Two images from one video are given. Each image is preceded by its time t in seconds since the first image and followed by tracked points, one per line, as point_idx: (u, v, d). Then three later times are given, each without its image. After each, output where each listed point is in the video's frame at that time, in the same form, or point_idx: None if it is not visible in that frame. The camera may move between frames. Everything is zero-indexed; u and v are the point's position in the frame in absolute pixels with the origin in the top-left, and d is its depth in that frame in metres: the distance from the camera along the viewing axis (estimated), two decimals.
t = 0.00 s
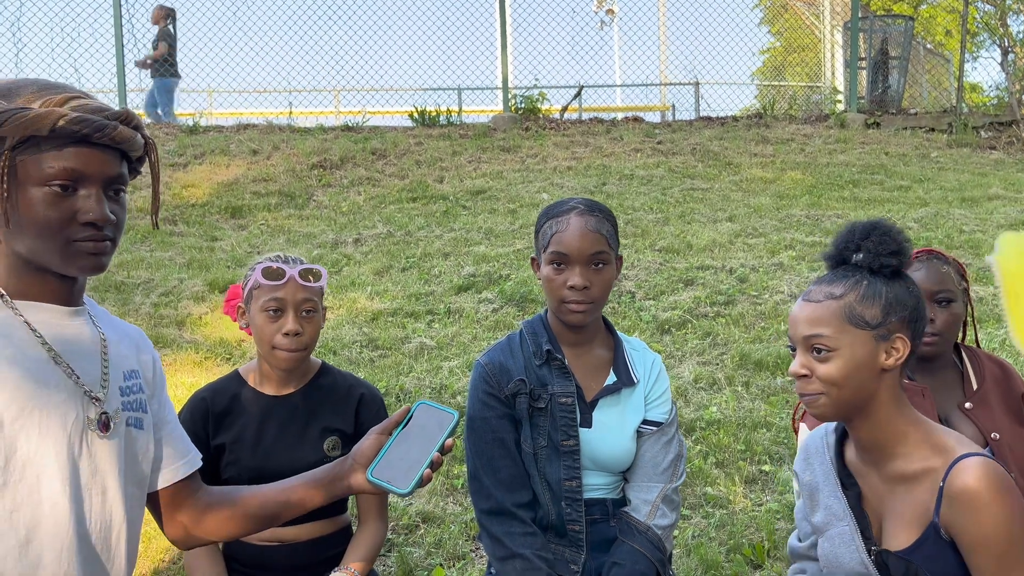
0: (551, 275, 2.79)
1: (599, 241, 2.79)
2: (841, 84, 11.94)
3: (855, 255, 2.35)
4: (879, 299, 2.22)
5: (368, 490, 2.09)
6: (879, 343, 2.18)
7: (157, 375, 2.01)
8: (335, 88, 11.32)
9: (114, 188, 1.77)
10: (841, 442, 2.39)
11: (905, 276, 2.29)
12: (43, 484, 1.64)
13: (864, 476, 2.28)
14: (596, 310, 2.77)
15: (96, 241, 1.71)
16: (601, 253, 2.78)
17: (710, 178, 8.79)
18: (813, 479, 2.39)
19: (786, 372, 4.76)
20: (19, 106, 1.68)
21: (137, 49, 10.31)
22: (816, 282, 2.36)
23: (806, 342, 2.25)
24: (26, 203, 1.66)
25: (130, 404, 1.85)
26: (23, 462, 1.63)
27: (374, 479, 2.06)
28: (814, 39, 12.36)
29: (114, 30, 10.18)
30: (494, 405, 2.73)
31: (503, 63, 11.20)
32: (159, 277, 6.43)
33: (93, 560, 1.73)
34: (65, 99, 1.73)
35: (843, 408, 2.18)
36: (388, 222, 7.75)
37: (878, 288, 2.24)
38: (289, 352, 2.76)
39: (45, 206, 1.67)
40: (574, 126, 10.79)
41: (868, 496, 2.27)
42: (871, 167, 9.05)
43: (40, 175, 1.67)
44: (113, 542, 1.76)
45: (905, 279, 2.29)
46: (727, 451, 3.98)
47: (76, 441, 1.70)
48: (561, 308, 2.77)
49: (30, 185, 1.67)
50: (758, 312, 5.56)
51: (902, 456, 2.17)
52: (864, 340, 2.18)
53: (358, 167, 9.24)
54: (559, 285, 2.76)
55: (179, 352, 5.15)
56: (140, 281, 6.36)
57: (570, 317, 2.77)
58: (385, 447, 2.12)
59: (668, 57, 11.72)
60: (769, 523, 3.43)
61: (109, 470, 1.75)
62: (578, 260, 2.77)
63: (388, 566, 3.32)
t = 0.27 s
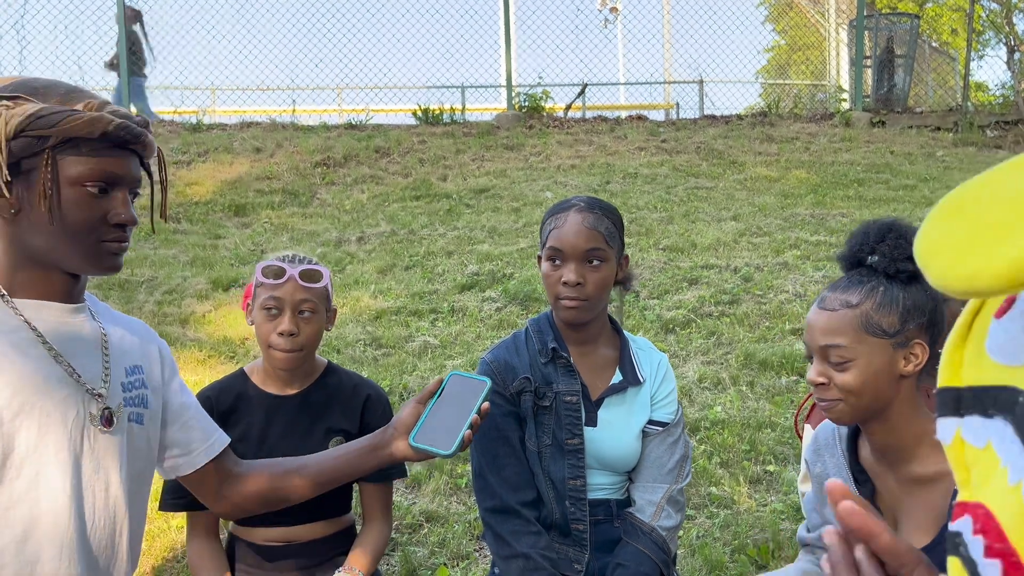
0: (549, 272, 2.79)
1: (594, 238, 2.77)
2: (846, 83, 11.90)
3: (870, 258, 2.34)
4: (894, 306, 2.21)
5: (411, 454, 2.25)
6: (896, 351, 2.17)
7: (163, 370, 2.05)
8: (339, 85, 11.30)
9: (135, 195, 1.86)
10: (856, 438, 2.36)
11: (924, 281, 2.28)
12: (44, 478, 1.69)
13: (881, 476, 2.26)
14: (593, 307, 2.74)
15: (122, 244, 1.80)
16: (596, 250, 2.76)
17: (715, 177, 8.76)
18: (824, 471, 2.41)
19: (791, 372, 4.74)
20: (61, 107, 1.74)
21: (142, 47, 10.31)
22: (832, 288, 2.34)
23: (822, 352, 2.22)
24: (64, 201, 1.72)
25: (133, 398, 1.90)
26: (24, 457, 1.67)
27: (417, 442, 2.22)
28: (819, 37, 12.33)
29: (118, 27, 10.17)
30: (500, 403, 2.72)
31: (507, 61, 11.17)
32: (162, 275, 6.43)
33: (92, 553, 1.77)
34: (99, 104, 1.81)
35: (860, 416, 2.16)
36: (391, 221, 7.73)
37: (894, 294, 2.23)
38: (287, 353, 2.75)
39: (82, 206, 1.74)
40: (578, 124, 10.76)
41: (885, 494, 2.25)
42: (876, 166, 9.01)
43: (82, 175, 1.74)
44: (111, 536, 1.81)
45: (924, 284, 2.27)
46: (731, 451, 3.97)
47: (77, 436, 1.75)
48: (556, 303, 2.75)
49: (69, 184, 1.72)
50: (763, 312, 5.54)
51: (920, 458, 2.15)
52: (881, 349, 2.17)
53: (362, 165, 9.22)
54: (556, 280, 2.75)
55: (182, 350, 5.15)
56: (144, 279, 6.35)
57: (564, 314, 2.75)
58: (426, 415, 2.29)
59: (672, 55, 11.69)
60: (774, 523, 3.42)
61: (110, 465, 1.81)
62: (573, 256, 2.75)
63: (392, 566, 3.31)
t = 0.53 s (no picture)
0: (555, 269, 2.73)
1: (603, 237, 2.72)
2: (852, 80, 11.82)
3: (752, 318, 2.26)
4: (796, 351, 2.17)
5: (437, 439, 2.30)
6: (826, 385, 2.14)
7: (169, 366, 2.03)
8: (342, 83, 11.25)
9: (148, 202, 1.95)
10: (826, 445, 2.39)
11: (802, 316, 2.23)
12: (44, 477, 1.70)
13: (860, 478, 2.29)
14: (601, 304, 2.70)
15: (133, 248, 1.88)
16: (602, 249, 2.71)
17: (721, 175, 8.70)
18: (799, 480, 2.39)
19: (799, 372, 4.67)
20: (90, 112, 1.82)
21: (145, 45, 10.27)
22: (738, 359, 2.28)
23: (775, 421, 2.17)
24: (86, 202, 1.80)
25: (135, 396, 1.88)
26: (24, 455, 1.69)
27: (442, 427, 2.27)
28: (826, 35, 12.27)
29: (120, 25, 10.13)
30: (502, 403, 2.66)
31: (511, 58, 11.11)
32: (164, 274, 6.39)
33: (96, 552, 1.78)
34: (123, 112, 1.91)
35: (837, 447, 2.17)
36: (394, 219, 7.69)
37: (790, 341, 2.19)
38: (292, 353, 2.71)
39: (102, 208, 1.81)
40: (583, 122, 10.70)
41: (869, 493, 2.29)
42: (883, 165, 8.94)
43: (105, 178, 1.82)
44: (115, 534, 1.81)
45: (802, 318, 2.23)
46: (738, 451, 3.92)
47: (78, 434, 1.75)
48: (560, 300, 2.70)
49: (92, 186, 1.81)
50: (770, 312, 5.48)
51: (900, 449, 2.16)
52: (824, 394, 2.13)
53: (365, 163, 9.18)
54: (563, 278, 2.70)
55: (184, 349, 5.11)
56: (146, 278, 6.31)
57: (570, 312, 2.70)
58: (448, 399, 2.33)
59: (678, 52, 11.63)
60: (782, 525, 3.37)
61: (111, 463, 1.80)
62: (580, 256, 2.70)
63: (395, 566, 3.28)
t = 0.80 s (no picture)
0: (565, 266, 2.74)
1: (616, 234, 2.76)
2: (854, 80, 11.83)
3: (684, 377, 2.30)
4: (741, 408, 2.21)
5: (442, 434, 2.32)
6: (784, 428, 2.21)
7: (170, 364, 2.03)
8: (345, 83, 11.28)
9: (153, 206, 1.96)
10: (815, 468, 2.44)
11: (735, 371, 2.26)
12: (43, 476, 1.72)
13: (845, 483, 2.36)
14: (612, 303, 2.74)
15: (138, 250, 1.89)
16: (617, 245, 2.75)
17: (723, 174, 8.71)
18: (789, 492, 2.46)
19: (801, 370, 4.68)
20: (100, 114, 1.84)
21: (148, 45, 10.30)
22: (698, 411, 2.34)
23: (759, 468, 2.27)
24: (92, 204, 1.81)
25: (135, 396, 1.90)
26: (24, 454, 1.70)
27: (447, 423, 2.29)
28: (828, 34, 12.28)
29: (124, 25, 10.17)
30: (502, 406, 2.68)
31: (514, 58, 11.14)
32: (168, 273, 6.41)
33: (97, 549, 1.79)
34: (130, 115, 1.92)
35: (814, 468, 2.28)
36: (397, 219, 7.71)
37: (733, 395, 2.23)
38: (296, 353, 2.73)
39: (109, 211, 1.83)
40: (585, 122, 10.72)
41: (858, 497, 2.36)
42: (885, 164, 8.95)
43: (112, 181, 1.83)
44: (116, 531, 1.83)
45: (736, 372, 2.25)
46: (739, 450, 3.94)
47: (78, 433, 1.77)
48: (573, 296, 2.72)
49: (99, 187, 1.81)
50: (771, 311, 5.49)
51: (876, 450, 2.28)
52: (787, 437, 2.22)
53: (368, 163, 9.20)
54: (574, 274, 2.72)
55: (187, 348, 5.14)
56: (150, 277, 6.34)
57: (580, 308, 2.72)
58: (455, 395, 2.36)
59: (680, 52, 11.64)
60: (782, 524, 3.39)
61: (111, 462, 1.81)
62: (596, 251, 2.72)
63: (398, 564, 3.29)
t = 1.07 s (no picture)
0: (578, 263, 2.76)
1: (624, 235, 2.81)
2: (855, 81, 11.87)
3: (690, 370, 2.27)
4: (743, 414, 2.17)
5: (441, 434, 2.35)
6: (788, 434, 2.16)
7: (171, 365, 2.08)
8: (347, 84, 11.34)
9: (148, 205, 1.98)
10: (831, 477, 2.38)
11: (740, 377, 2.19)
12: (43, 474, 1.75)
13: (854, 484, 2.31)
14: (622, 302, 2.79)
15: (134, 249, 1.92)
16: (626, 245, 2.80)
17: (723, 174, 8.75)
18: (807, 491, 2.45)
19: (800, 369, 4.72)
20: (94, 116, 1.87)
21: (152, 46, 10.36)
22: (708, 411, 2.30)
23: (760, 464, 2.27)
24: (87, 205, 1.83)
25: (135, 395, 1.95)
26: (24, 452, 1.74)
27: (446, 423, 2.32)
28: (828, 35, 12.33)
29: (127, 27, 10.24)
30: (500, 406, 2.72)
31: (515, 59, 11.19)
32: (172, 273, 6.46)
33: (96, 545, 1.83)
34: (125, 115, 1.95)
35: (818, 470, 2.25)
36: (399, 219, 7.76)
37: (736, 401, 2.18)
38: (300, 351, 2.77)
39: (104, 210, 1.85)
40: (587, 122, 10.77)
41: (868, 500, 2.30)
42: (885, 164, 8.99)
43: (106, 181, 1.86)
44: (116, 526, 1.87)
45: (741, 378, 2.19)
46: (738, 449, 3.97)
47: (78, 431, 1.81)
48: (587, 295, 2.75)
49: (93, 188, 1.84)
50: (771, 310, 5.53)
51: (892, 454, 2.19)
52: (788, 443, 2.17)
53: (370, 163, 9.25)
54: (589, 272, 2.74)
55: (191, 347, 5.19)
56: (154, 277, 6.39)
57: (595, 305, 2.75)
58: (455, 394, 2.40)
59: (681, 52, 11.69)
60: (780, 522, 3.43)
61: (110, 460, 1.86)
62: (611, 250, 2.77)
63: (400, 561, 3.33)
